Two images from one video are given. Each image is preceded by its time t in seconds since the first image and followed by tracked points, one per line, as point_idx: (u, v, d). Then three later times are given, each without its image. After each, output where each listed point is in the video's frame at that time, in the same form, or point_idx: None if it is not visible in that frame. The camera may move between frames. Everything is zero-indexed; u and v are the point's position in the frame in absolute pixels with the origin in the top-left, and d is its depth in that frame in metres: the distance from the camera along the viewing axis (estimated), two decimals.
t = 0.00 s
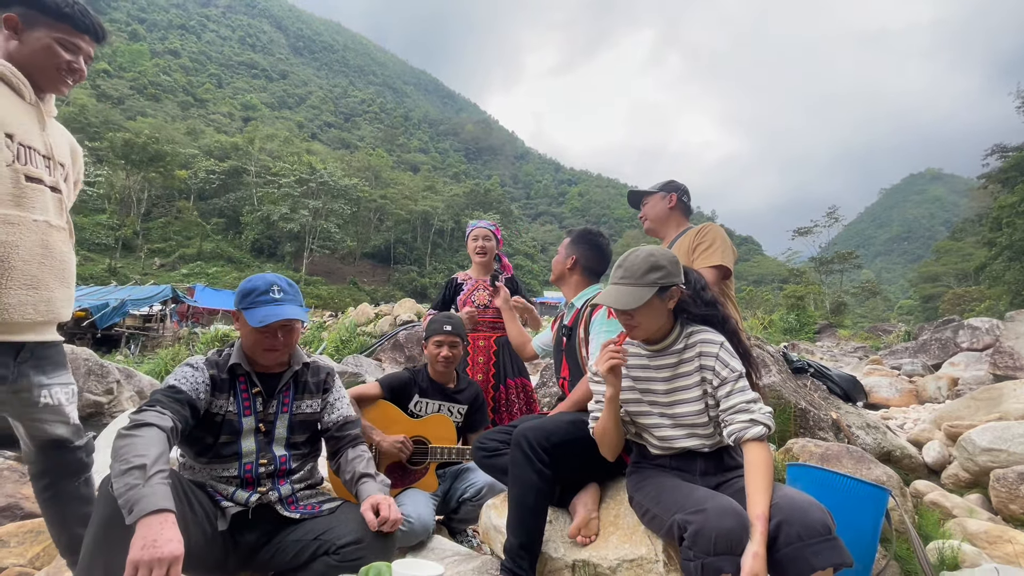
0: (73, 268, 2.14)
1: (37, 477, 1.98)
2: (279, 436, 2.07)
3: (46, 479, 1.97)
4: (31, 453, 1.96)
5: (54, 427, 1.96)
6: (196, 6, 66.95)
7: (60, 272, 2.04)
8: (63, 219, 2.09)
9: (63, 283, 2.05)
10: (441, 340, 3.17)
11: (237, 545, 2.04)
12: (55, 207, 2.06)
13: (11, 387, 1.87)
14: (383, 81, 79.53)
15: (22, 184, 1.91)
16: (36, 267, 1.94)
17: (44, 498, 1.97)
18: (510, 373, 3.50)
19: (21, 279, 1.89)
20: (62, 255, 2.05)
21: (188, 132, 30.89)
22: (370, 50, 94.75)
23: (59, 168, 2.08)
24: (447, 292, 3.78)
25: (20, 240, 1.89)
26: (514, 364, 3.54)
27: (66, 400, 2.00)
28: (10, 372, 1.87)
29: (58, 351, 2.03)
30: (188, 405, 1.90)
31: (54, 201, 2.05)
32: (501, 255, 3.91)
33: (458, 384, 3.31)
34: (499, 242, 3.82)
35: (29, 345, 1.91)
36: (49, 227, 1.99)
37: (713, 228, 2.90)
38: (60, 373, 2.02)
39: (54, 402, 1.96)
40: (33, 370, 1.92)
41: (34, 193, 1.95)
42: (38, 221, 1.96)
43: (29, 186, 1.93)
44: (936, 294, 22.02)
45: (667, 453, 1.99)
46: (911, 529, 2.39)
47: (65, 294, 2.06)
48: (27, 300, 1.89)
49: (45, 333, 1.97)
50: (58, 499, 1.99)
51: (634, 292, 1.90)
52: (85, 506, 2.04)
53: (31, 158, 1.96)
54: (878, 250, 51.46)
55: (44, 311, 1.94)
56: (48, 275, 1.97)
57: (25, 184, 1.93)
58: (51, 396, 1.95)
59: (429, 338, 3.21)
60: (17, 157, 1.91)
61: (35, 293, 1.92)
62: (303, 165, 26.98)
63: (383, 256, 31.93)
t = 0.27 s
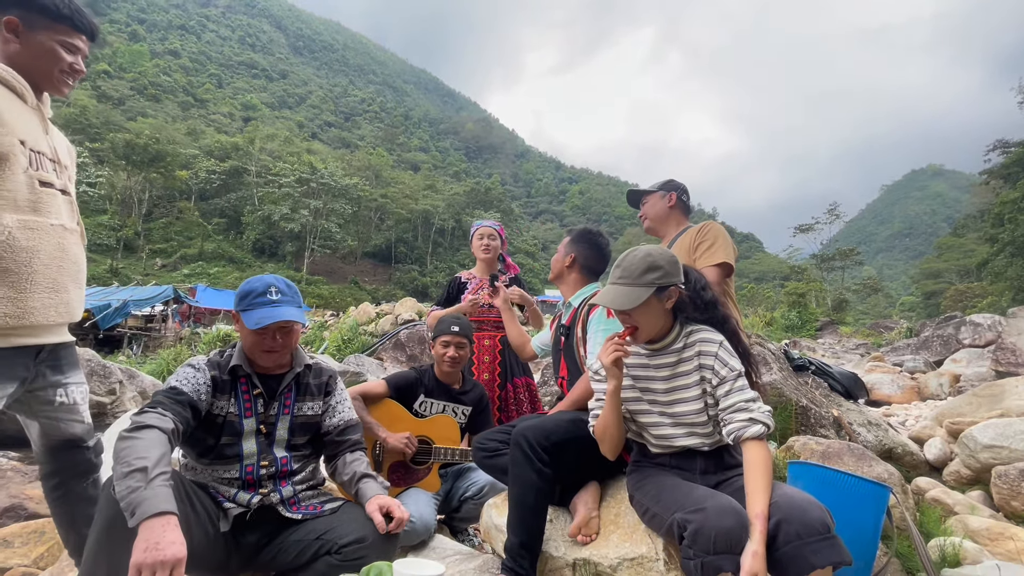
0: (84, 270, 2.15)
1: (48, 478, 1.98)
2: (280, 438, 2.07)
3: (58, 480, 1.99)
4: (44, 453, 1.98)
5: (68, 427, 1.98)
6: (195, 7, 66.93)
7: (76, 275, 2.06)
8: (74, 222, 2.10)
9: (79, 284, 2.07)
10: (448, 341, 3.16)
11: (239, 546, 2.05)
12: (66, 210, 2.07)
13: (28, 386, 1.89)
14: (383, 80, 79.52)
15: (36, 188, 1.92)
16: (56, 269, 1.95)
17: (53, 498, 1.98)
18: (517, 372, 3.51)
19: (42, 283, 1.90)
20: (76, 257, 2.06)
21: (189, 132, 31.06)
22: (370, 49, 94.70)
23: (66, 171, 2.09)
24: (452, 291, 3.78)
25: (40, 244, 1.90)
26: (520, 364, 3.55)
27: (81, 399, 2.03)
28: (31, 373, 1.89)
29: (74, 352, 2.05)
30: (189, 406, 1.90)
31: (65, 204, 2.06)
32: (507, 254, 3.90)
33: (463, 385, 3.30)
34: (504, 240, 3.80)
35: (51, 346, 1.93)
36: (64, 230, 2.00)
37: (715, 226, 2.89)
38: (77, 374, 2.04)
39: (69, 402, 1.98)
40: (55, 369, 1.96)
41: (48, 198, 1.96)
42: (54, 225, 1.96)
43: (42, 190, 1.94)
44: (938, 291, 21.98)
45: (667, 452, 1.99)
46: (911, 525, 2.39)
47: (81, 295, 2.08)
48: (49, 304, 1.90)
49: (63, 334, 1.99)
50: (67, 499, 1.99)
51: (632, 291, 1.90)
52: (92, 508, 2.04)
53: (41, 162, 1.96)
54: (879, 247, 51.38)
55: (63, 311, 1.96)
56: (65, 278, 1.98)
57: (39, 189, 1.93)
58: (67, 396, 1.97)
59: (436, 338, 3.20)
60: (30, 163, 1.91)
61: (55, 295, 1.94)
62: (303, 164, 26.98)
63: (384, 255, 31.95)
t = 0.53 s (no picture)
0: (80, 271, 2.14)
1: (52, 481, 2.00)
2: (283, 439, 2.07)
3: (61, 482, 2.00)
4: (47, 456, 1.99)
5: (66, 431, 1.98)
6: (195, 7, 66.89)
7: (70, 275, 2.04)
8: (68, 222, 2.09)
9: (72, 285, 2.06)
10: (452, 339, 3.18)
11: (244, 545, 2.06)
12: (61, 210, 2.06)
13: (24, 391, 1.90)
14: (383, 79, 79.48)
15: (25, 187, 1.91)
16: (45, 270, 1.94)
17: (58, 499, 2.00)
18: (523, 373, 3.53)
19: (31, 283, 1.89)
20: (70, 257, 2.05)
21: (189, 133, 31.08)
22: (370, 49, 94.66)
23: (60, 170, 2.08)
24: (459, 289, 3.77)
25: (28, 244, 1.89)
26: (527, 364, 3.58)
27: (79, 404, 2.02)
28: (25, 378, 1.90)
29: (71, 356, 2.05)
30: (192, 407, 1.91)
31: (59, 203, 2.05)
32: (513, 254, 3.89)
33: (467, 385, 3.31)
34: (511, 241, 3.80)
35: (44, 349, 1.93)
36: (56, 230, 1.99)
37: (717, 225, 2.90)
38: (74, 377, 2.04)
39: (67, 406, 1.98)
40: (51, 372, 1.95)
41: (38, 198, 1.95)
42: (44, 225, 1.95)
43: (32, 190, 1.93)
44: (940, 287, 21.96)
45: (669, 450, 1.99)
46: (914, 521, 2.39)
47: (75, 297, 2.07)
48: (38, 305, 1.89)
49: (59, 336, 1.98)
50: (72, 500, 2.01)
51: (631, 291, 1.90)
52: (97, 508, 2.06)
53: (32, 162, 1.95)
54: (881, 243, 51.32)
55: (55, 313, 1.95)
56: (57, 278, 1.97)
57: (28, 189, 1.92)
58: (64, 400, 1.97)
59: (440, 336, 3.22)
60: (19, 162, 1.90)
61: (45, 296, 1.92)
62: (304, 164, 26.99)
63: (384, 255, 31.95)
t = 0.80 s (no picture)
0: (75, 271, 2.13)
1: (52, 485, 2.00)
2: (287, 438, 2.07)
3: (62, 487, 2.00)
4: (44, 461, 1.98)
5: (62, 436, 1.97)
6: (194, 7, 66.83)
7: (61, 276, 2.03)
8: (65, 222, 2.08)
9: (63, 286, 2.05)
10: (448, 332, 3.19)
11: (249, 545, 2.06)
12: (57, 209, 2.05)
13: (15, 397, 1.89)
14: (383, 78, 79.41)
15: (13, 186, 1.90)
16: (29, 270, 1.93)
17: (60, 504, 2.00)
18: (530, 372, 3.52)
19: (14, 284, 1.88)
20: (61, 258, 2.04)
21: (190, 134, 31.07)
22: (370, 48, 94.58)
23: (57, 169, 2.06)
24: (465, 288, 3.75)
25: (11, 243, 1.89)
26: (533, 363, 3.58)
27: (73, 409, 2.01)
28: (15, 383, 1.89)
29: (63, 359, 2.04)
30: (196, 407, 1.90)
31: (53, 203, 2.04)
32: (520, 255, 3.88)
33: (464, 380, 3.32)
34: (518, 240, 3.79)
35: (33, 353, 1.92)
36: (46, 229, 1.98)
37: (722, 223, 2.89)
38: (66, 382, 2.02)
39: (60, 412, 1.96)
40: (41, 376, 1.94)
41: (27, 196, 1.94)
42: (32, 223, 1.95)
43: (21, 188, 1.93)
44: (943, 283, 21.91)
45: (675, 447, 1.99)
46: (919, 517, 2.39)
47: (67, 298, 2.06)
48: (21, 306, 1.88)
49: (50, 339, 1.98)
50: (74, 505, 2.02)
51: (637, 287, 1.90)
52: (100, 511, 2.07)
53: (23, 160, 1.95)
54: (883, 239, 51.24)
55: (41, 314, 1.93)
56: (43, 279, 1.96)
57: (17, 188, 1.92)
58: (57, 405, 1.96)
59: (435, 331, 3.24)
60: (8, 161, 1.90)
61: (29, 297, 1.91)
62: (304, 163, 27.00)
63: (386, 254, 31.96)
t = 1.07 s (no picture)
0: (89, 271, 2.13)
1: (67, 484, 2.02)
2: (292, 438, 2.08)
3: (77, 485, 2.02)
4: (60, 458, 1.99)
5: (77, 435, 1.98)
6: (195, 8, 66.93)
7: (74, 276, 2.04)
8: (77, 223, 2.08)
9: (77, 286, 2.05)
10: (436, 328, 3.22)
11: (255, 544, 2.06)
12: (68, 210, 2.06)
13: (33, 394, 1.91)
14: (384, 78, 79.45)
15: (22, 189, 1.91)
16: (43, 272, 1.94)
17: (73, 502, 2.02)
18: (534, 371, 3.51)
19: (28, 285, 1.90)
20: (74, 258, 2.04)
21: (192, 135, 31.12)
22: (370, 47, 94.56)
23: (66, 169, 2.07)
24: (470, 287, 3.72)
25: (23, 246, 1.90)
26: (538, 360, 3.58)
27: (89, 408, 2.02)
28: (33, 382, 1.91)
29: (82, 359, 2.05)
30: (201, 408, 1.91)
31: (63, 204, 2.05)
32: (523, 252, 3.87)
33: (457, 376, 3.35)
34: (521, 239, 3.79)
35: (50, 353, 1.94)
36: (57, 230, 1.99)
37: (728, 220, 2.89)
38: (83, 381, 2.04)
39: (77, 411, 1.98)
40: (60, 376, 1.96)
41: (38, 198, 1.96)
42: (44, 224, 1.96)
43: (30, 190, 1.93)
44: (948, 278, 21.82)
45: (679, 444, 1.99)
46: (925, 514, 2.38)
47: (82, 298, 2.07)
48: (36, 306, 1.89)
49: (68, 339, 2.00)
50: (87, 503, 2.03)
51: (643, 283, 1.89)
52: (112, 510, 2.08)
53: (32, 162, 1.95)
54: (888, 234, 51.05)
55: (55, 314, 1.94)
56: (57, 279, 1.97)
57: (26, 189, 1.93)
58: (74, 405, 1.97)
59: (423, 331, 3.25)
60: (15, 164, 1.90)
61: (43, 297, 1.92)
62: (307, 163, 27.06)
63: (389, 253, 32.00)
